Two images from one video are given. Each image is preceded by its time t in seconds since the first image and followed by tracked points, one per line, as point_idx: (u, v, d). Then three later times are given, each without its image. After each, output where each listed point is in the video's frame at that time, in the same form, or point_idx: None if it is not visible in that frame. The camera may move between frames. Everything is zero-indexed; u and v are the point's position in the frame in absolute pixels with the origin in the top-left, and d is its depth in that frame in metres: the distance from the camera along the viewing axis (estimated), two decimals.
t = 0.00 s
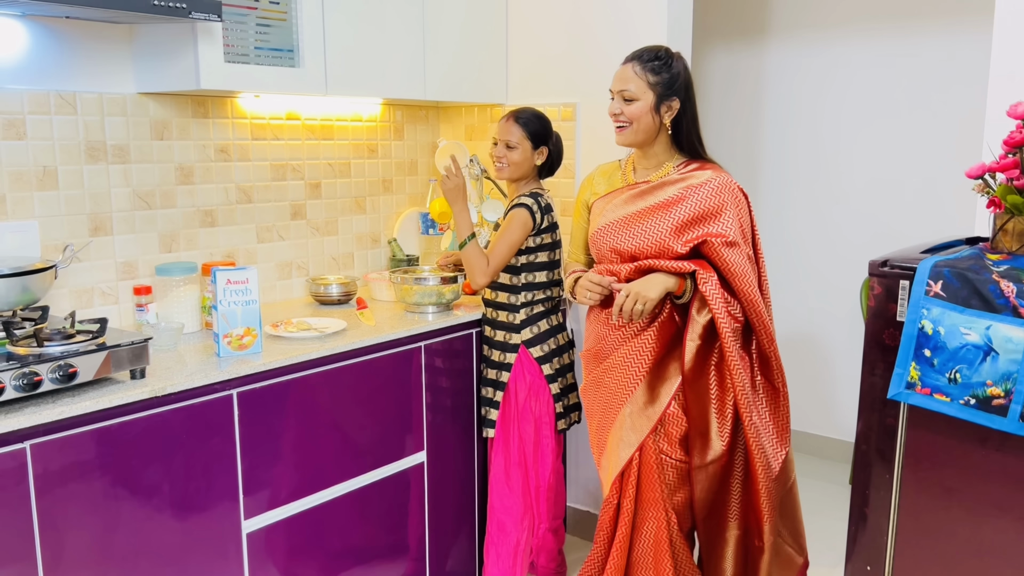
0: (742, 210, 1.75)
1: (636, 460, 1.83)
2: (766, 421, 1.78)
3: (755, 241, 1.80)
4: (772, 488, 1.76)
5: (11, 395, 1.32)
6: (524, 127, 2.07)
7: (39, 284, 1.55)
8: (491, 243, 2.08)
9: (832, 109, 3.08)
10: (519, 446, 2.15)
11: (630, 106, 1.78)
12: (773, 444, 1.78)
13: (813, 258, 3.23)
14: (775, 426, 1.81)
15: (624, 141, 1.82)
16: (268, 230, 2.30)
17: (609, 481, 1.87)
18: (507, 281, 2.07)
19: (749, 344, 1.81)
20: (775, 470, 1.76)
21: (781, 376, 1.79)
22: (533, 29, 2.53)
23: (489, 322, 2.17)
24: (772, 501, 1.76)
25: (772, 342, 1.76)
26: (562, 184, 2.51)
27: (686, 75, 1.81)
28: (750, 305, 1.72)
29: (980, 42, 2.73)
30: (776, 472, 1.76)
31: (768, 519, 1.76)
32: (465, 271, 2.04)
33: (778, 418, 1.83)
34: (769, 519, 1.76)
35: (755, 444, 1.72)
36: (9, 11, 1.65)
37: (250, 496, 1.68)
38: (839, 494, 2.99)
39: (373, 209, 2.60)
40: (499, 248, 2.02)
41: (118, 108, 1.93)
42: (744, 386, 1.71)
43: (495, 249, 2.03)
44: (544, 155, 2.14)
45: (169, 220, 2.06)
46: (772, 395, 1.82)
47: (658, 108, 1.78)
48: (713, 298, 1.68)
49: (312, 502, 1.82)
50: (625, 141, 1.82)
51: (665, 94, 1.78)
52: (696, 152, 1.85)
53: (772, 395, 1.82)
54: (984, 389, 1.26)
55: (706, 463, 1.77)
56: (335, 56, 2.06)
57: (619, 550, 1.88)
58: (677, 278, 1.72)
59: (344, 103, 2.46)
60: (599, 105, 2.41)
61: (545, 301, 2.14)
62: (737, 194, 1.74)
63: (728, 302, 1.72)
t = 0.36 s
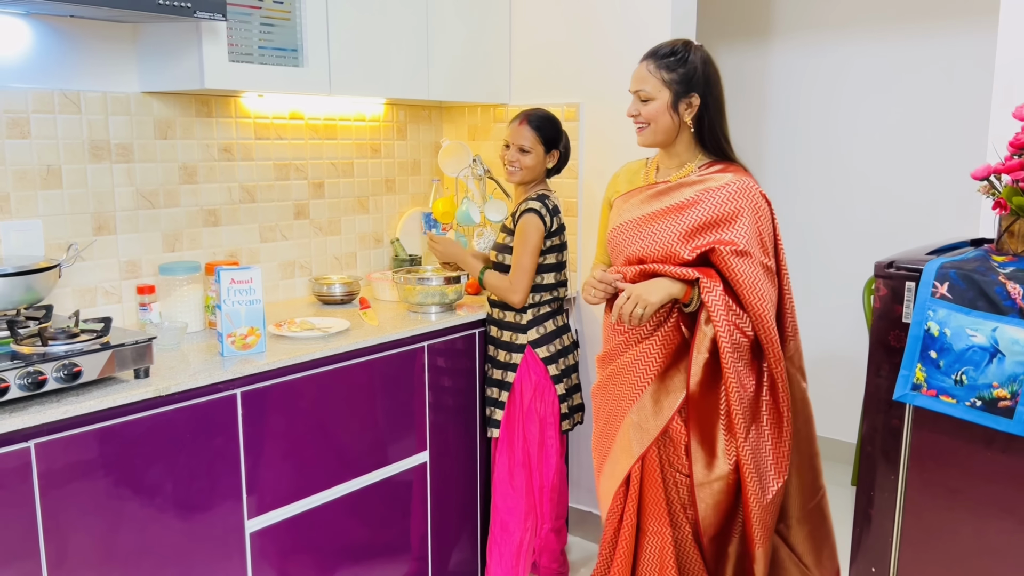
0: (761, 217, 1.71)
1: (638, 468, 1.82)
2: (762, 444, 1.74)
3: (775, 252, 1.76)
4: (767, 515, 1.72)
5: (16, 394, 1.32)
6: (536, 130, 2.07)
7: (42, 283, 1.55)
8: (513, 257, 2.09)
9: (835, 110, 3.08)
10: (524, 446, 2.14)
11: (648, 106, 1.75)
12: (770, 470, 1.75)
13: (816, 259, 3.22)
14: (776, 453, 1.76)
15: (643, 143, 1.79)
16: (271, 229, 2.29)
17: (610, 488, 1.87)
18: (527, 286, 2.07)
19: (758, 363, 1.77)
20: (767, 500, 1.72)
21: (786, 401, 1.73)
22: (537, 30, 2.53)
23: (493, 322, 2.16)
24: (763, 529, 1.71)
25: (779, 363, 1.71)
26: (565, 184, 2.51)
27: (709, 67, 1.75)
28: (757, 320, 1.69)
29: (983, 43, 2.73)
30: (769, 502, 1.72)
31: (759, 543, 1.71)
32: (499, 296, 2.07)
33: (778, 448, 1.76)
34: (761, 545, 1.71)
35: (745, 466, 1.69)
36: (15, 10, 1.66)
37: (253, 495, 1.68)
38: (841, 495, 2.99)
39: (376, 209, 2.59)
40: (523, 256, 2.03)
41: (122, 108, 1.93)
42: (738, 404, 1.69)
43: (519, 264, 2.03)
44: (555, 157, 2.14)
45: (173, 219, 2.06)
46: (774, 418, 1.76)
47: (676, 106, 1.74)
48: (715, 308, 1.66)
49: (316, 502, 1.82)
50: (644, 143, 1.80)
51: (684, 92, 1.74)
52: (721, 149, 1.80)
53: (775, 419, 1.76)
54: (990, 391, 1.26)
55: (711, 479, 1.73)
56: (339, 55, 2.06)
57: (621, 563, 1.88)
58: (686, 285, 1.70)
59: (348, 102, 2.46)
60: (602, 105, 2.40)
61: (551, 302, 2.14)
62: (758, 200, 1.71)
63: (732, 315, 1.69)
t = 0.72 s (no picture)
0: (759, 230, 1.66)
1: (624, 468, 1.80)
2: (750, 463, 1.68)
3: (776, 266, 1.69)
4: (757, 535, 1.67)
5: (19, 393, 1.32)
6: (539, 131, 2.07)
7: (45, 282, 1.55)
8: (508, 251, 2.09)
9: (837, 111, 3.08)
10: (528, 446, 2.15)
11: (636, 111, 1.78)
12: (757, 492, 1.68)
13: (817, 260, 3.22)
14: (766, 477, 1.69)
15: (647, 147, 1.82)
16: (273, 229, 2.30)
17: (586, 482, 1.86)
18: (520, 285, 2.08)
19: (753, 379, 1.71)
20: (752, 521, 1.66)
21: (776, 422, 1.67)
22: (539, 30, 2.53)
23: (495, 322, 2.16)
24: (754, 547, 1.67)
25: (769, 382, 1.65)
26: (567, 184, 2.51)
27: (688, 69, 1.68)
28: (744, 337, 1.64)
29: (985, 45, 2.73)
30: (757, 523, 1.67)
31: (751, 564, 1.68)
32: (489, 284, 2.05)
33: (769, 468, 1.69)
34: (752, 566, 1.68)
35: (728, 483, 1.65)
36: (17, 9, 1.66)
37: (255, 494, 1.68)
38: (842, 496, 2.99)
39: (378, 208, 2.59)
40: (518, 252, 2.03)
41: (124, 107, 1.93)
42: (721, 420, 1.65)
43: (513, 255, 2.03)
44: (558, 156, 2.15)
45: (175, 218, 2.06)
46: (766, 439, 1.69)
47: (655, 112, 1.73)
48: (697, 320, 1.63)
49: (318, 501, 1.82)
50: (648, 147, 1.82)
51: (661, 97, 1.71)
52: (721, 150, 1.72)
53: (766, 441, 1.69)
54: (992, 392, 1.26)
55: (700, 493, 1.69)
56: (342, 55, 2.06)
57: (606, 562, 1.84)
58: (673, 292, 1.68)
59: (350, 102, 2.46)
60: (604, 105, 2.40)
61: (552, 301, 2.16)
62: (756, 211, 1.66)
63: (717, 328, 1.65)
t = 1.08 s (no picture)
0: (735, 232, 1.64)
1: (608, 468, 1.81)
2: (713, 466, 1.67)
3: (754, 270, 1.66)
4: (723, 540, 1.66)
5: (16, 391, 1.32)
6: (540, 132, 2.07)
7: (43, 280, 1.55)
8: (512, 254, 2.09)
9: (836, 112, 3.08)
10: (526, 447, 2.14)
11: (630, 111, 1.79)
12: (719, 498, 1.65)
13: (816, 260, 3.23)
14: (729, 485, 1.66)
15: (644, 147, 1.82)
16: (272, 228, 2.30)
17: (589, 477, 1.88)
18: (522, 286, 2.08)
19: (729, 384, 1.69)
20: (713, 525, 1.65)
21: (743, 434, 1.64)
22: (539, 29, 2.53)
23: (495, 322, 2.16)
24: (720, 554, 1.67)
25: (734, 387, 1.62)
26: (566, 184, 2.51)
27: (673, 68, 1.68)
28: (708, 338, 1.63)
29: (984, 46, 2.73)
30: (720, 528, 1.65)
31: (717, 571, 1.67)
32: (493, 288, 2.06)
33: (733, 476, 1.66)
34: None
35: (691, 483, 1.66)
36: (17, 8, 1.66)
37: (252, 494, 1.68)
38: (840, 497, 2.99)
39: (377, 208, 2.59)
40: (520, 255, 2.03)
41: (123, 105, 1.93)
42: (683, 418, 1.65)
43: (516, 260, 2.03)
44: (557, 159, 2.16)
45: (173, 217, 2.06)
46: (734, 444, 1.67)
47: (645, 112, 1.74)
48: (663, 315, 1.65)
49: (315, 501, 1.82)
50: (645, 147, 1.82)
51: (650, 96, 1.71)
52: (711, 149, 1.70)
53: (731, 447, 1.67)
54: (990, 393, 1.27)
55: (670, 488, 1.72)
56: (341, 54, 2.06)
57: (597, 558, 1.85)
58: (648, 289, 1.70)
59: (349, 101, 2.46)
60: (603, 105, 2.40)
61: (552, 302, 2.16)
62: (735, 212, 1.64)
63: (684, 326, 1.66)
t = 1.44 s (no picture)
0: (729, 225, 1.64)
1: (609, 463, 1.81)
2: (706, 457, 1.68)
3: (747, 260, 1.67)
4: (716, 533, 1.66)
5: (15, 390, 1.32)
6: (528, 134, 2.06)
7: (42, 280, 1.55)
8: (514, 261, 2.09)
9: (835, 112, 3.08)
10: (525, 447, 2.15)
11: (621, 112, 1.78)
12: (715, 488, 1.66)
13: (814, 261, 3.23)
14: (724, 474, 1.66)
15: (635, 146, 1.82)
16: (271, 228, 2.30)
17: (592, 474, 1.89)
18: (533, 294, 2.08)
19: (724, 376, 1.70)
20: (707, 517, 1.66)
21: (740, 420, 1.65)
22: (538, 29, 2.53)
23: (493, 322, 2.16)
24: (713, 546, 1.67)
25: (732, 376, 1.63)
26: (565, 184, 2.51)
27: (666, 67, 1.68)
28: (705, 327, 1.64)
29: (984, 47, 2.73)
30: (713, 520, 1.66)
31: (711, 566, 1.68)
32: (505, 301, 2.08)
33: (728, 464, 1.67)
34: (713, 570, 1.68)
35: (686, 474, 1.66)
36: (16, 7, 1.66)
37: (251, 493, 1.68)
38: (838, 497, 3.00)
39: (376, 207, 2.59)
40: (526, 260, 2.03)
41: (122, 105, 1.93)
42: (681, 408, 1.66)
43: (522, 269, 2.04)
44: (547, 158, 2.16)
45: (172, 217, 2.06)
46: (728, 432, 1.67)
47: (638, 112, 1.73)
48: (662, 305, 1.65)
49: (315, 500, 1.82)
50: (636, 146, 1.82)
51: (643, 96, 1.71)
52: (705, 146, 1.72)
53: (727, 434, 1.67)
54: (988, 393, 1.27)
55: (662, 476, 1.73)
56: (341, 53, 2.06)
57: (595, 552, 1.85)
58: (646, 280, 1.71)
59: (349, 101, 2.46)
60: (603, 105, 2.40)
61: (550, 303, 2.15)
62: (730, 205, 1.65)
63: (681, 314, 1.66)
